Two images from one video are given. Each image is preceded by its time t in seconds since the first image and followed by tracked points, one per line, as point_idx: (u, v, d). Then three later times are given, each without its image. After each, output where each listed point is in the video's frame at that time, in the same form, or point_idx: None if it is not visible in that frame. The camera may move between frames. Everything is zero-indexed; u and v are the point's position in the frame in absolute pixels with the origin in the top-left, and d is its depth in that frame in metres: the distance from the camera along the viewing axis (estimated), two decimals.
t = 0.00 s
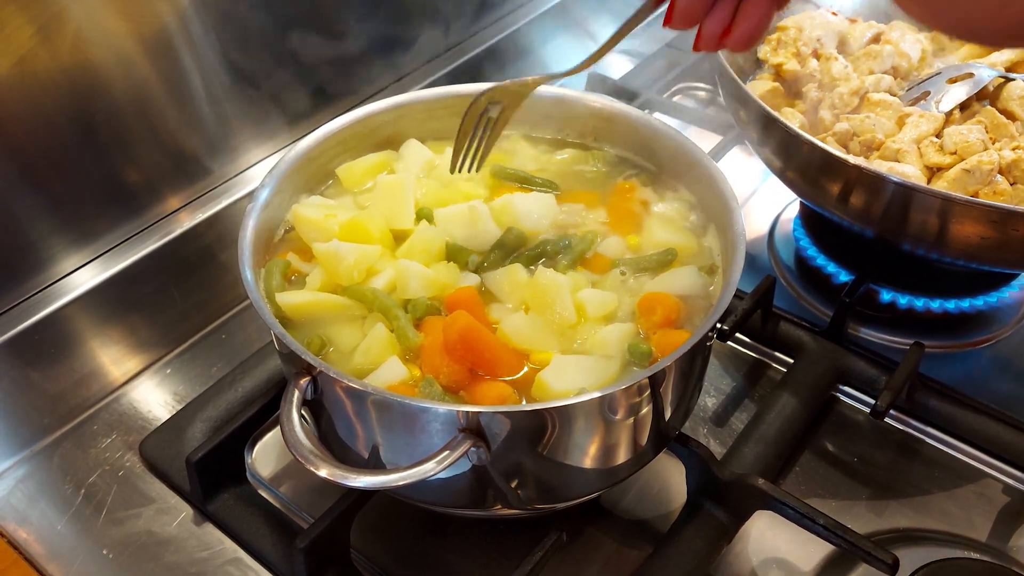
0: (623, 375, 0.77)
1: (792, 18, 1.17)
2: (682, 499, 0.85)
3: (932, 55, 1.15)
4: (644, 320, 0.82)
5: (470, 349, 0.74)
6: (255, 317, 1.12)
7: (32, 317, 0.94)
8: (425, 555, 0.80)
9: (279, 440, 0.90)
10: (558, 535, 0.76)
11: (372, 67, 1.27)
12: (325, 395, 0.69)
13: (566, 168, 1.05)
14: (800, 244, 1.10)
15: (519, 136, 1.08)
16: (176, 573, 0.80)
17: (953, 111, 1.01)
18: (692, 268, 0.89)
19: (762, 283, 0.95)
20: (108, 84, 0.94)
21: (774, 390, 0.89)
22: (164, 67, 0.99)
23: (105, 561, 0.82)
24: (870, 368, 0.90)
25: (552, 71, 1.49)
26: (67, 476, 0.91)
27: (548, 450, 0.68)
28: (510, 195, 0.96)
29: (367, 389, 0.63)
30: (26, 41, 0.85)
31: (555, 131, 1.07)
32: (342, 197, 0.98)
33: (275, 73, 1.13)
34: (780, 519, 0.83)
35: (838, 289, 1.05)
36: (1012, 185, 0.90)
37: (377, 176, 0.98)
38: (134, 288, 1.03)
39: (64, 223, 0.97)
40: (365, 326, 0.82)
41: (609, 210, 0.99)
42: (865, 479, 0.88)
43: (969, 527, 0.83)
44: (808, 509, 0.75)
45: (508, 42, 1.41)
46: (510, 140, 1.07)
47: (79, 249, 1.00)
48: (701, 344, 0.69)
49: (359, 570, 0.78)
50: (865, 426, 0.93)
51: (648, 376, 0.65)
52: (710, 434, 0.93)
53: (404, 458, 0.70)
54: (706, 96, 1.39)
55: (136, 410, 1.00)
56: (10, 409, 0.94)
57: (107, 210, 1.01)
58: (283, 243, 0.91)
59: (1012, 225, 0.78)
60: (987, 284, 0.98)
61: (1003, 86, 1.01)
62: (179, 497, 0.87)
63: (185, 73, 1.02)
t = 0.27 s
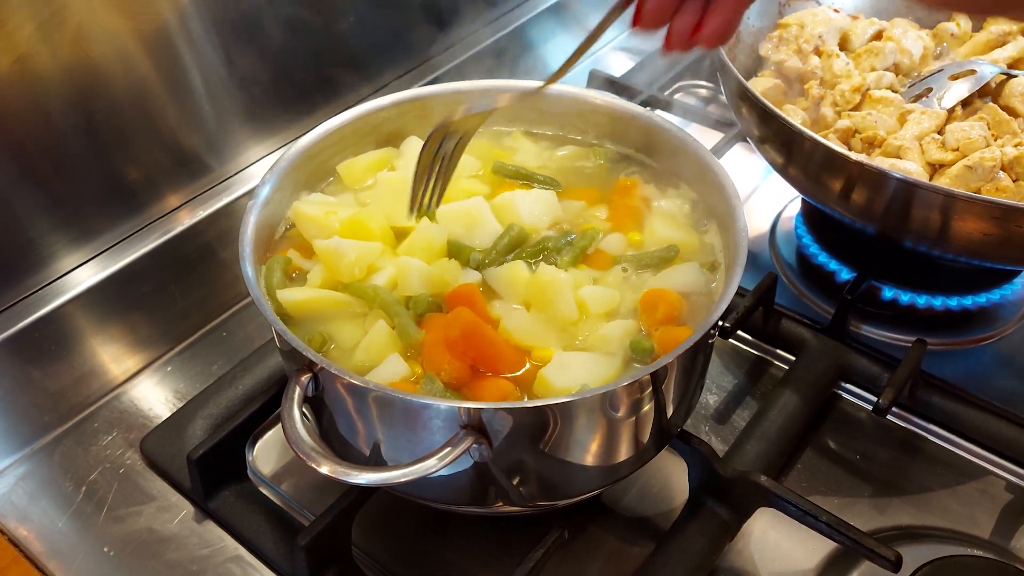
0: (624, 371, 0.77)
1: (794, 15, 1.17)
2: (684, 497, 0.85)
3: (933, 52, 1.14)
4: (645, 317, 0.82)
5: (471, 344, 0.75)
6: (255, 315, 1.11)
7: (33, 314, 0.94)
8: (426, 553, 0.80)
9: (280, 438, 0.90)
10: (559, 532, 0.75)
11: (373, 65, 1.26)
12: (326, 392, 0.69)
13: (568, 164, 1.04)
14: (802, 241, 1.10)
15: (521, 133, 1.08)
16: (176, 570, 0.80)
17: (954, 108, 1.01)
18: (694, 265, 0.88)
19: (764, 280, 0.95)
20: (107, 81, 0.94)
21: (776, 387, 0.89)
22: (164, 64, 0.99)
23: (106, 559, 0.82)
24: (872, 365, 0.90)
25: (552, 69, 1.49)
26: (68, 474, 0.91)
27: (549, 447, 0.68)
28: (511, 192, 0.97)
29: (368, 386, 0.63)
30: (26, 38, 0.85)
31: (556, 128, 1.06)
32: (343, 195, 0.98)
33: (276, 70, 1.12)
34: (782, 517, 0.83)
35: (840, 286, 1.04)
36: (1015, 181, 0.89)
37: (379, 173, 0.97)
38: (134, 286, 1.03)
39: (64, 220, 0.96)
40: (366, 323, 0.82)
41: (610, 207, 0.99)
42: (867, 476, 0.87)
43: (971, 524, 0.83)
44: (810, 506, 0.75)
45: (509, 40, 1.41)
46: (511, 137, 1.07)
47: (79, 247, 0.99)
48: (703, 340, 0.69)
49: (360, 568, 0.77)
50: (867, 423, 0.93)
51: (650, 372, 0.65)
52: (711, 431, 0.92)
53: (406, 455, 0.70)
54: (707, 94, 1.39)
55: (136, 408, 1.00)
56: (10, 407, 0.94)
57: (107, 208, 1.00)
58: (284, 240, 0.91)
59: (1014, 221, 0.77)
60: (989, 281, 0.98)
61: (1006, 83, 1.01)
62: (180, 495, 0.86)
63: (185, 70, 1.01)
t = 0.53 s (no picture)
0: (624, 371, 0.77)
1: (794, 15, 1.18)
2: (684, 496, 0.85)
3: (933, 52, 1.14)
4: (645, 317, 0.82)
5: (472, 345, 0.75)
6: (255, 316, 1.12)
7: (33, 315, 0.94)
8: (426, 553, 0.80)
9: (280, 438, 0.91)
10: (558, 532, 0.76)
11: (372, 66, 1.27)
12: (326, 391, 0.69)
13: (568, 164, 1.05)
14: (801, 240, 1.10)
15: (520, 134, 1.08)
16: (177, 570, 0.80)
17: (954, 107, 1.01)
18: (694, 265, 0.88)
19: (763, 280, 0.95)
20: (108, 82, 0.94)
21: (776, 387, 0.89)
22: (164, 65, 0.99)
23: (107, 559, 0.82)
24: (871, 365, 0.90)
25: (552, 69, 1.49)
26: (68, 474, 0.91)
27: (549, 446, 0.68)
28: (511, 191, 0.96)
29: (369, 385, 0.63)
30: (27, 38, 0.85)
31: (555, 128, 1.07)
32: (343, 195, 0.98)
33: (276, 71, 1.13)
34: (781, 516, 0.83)
35: (839, 286, 1.05)
36: (1014, 181, 0.89)
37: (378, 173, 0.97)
38: (134, 286, 1.03)
39: (64, 221, 0.97)
40: (367, 323, 0.82)
41: (610, 206, 0.99)
42: (866, 476, 0.88)
43: (971, 523, 0.83)
44: (810, 505, 0.75)
45: (509, 40, 1.41)
46: (511, 137, 1.07)
47: (79, 247, 1.00)
48: (703, 340, 0.69)
49: (361, 567, 0.78)
50: (866, 423, 0.93)
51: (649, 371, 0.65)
52: (711, 431, 0.93)
53: (406, 455, 0.70)
54: (707, 94, 1.39)
55: (137, 408, 1.00)
56: (11, 407, 0.94)
57: (107, 209, 1.01)
58: (284, 240, 0.91)
59: (1013, 221, 0.77)
60: (988, 281, 0.98)
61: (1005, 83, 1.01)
62: (181, 495, 0.87)
63: (185, 71, 1.02)
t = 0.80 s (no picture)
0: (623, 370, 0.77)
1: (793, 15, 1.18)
2: (683, 495, 0.85)
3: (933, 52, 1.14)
4: (644, 315, 0.82)
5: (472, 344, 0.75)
6: (255, 316, 1.12)
7: (33, 314, 0.95)
8: (426, 552, 0.80)
9: (280, 437, 0.91)
10: (557, 531, 0.76)
11: (372, 66, 1.27)
12: (326, 391, 0.70)
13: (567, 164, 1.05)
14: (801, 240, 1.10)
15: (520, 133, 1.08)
16: (177, 569, 0.81)
17: (953, 107, 1.01)
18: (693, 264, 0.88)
19: (762, 280, 0.95)
20: (107, 82, 0.94)
21: (775, 386, 0.89)
22: (164, 65, 0.99)
23: (106, 558, 0.82)
24: (870, 364, 0.90)
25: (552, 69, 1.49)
26: (68, 473, 0.91)
27: (548, 445, 0.68)
28: (511, 191, 0.97)
29: (368, 384, 0.63)
30: (27, 38, 0.85)
31: (555, 127, 1.07)
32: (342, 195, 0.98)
33: (275, 70, 1.13)
34: (780, 515, 0.83)
35: (839, 285, 1.05)
36: (1013, 180, 0.89)
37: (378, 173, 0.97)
38: (134, 286, 1.03)
39: (63, 221, 0.97)
40: (367, 322, 0.82)
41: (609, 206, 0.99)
42: (865, 475, 0.88)
43: (970, 522, 0.83)
44: (809, 504, 0.75)
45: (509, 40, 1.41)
46: (511, 137, 1.07)
47: (79, 247, 1.00)
48: (702, 339, 0.69)
49: (360, 566, 0.78)
50: (866, 422, 0.93)
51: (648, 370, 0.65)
52: (710, 430, 0.93)
53: (405, 454, 0.70)
54: (707, 94, 1.39)
55: (136, 407, 1.00)
56: (11, 407, 0.94)
57: (107, 208, 1.01)
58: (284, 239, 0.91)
59: (1012, 220, 0.77)
60: (987, 280, 0.98)
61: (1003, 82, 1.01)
62: (180, 494, 0.87)
63: (185, 71, 1.02)
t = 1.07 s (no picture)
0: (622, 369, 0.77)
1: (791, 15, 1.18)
2: (682, 494, 0.85)
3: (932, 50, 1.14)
4: (644, 313, 0.82)
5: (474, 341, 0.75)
6: (253, 315, 1.12)
7: (31, 313, 0.95)
8: (425, 552, 0.80)
9: (279, 436, 0.91)
10: (555, 530, 0.77)
11: (370, 65, 1.27)
12: (324, 390, 0.70)
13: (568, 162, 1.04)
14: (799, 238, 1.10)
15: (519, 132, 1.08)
16: (175, 568, 0.81)
17: (952, 105, 1.01)
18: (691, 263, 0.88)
19: (760, 279, 0.95)
20: (105, 81, 0.94)
21: (774, 384, 0.89)
22: (162, 63, 0.99)
23: (104, 557, 0.82)
24: (869, 363, 0.90)
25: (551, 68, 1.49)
26: (66, 472, 0.91)
27: (547, 444, 0.68)
28: (545, 173, 0.99)
29: (366, 383, 0.63)
30: (25, 37, 0.85)
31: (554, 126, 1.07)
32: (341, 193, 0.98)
33: (273, 70, 1.13)
34: (779, 514, 0.83)
35: (837, 284, 1.05)
36: (1011, 179, 0.90)
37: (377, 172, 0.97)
38: (132, 285, 1.03)
39: (62, 219, 0.97)
40: (366, 321, 0.82)
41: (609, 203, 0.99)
42: (864, 473, 0.88)
43: (969, 521, 0.83)
44: (807, 503, 0.75)
45: (507, 39, 1.42)
46: (509, 135, 1.07)
47: (78, 246, 1.00)
48: (700, 338, 0.69)
49: (359, 566, 0.78)
50: (864, 421, 0.93)
51: (646, 368, 0.65)
52: (709, 429, 0.93)
53: (404, 452, 0.70)
54: (706, 93, 1.39)
55: (135, 407, 1.00)
56: (8, 406, 0.94)
57: (106, 208, 1.01)
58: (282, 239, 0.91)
59: (1011, 219, 0.78)
60: (986, 279, 0.98)
61: (1003, 81, 1.01)
62: (179, 493, 0.87)
63: (183, 70, 1.02)
